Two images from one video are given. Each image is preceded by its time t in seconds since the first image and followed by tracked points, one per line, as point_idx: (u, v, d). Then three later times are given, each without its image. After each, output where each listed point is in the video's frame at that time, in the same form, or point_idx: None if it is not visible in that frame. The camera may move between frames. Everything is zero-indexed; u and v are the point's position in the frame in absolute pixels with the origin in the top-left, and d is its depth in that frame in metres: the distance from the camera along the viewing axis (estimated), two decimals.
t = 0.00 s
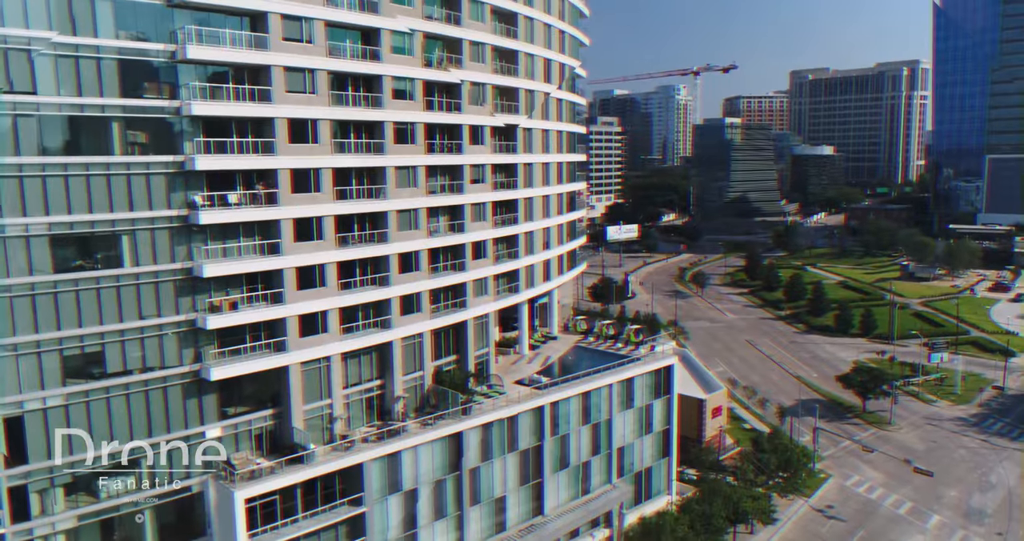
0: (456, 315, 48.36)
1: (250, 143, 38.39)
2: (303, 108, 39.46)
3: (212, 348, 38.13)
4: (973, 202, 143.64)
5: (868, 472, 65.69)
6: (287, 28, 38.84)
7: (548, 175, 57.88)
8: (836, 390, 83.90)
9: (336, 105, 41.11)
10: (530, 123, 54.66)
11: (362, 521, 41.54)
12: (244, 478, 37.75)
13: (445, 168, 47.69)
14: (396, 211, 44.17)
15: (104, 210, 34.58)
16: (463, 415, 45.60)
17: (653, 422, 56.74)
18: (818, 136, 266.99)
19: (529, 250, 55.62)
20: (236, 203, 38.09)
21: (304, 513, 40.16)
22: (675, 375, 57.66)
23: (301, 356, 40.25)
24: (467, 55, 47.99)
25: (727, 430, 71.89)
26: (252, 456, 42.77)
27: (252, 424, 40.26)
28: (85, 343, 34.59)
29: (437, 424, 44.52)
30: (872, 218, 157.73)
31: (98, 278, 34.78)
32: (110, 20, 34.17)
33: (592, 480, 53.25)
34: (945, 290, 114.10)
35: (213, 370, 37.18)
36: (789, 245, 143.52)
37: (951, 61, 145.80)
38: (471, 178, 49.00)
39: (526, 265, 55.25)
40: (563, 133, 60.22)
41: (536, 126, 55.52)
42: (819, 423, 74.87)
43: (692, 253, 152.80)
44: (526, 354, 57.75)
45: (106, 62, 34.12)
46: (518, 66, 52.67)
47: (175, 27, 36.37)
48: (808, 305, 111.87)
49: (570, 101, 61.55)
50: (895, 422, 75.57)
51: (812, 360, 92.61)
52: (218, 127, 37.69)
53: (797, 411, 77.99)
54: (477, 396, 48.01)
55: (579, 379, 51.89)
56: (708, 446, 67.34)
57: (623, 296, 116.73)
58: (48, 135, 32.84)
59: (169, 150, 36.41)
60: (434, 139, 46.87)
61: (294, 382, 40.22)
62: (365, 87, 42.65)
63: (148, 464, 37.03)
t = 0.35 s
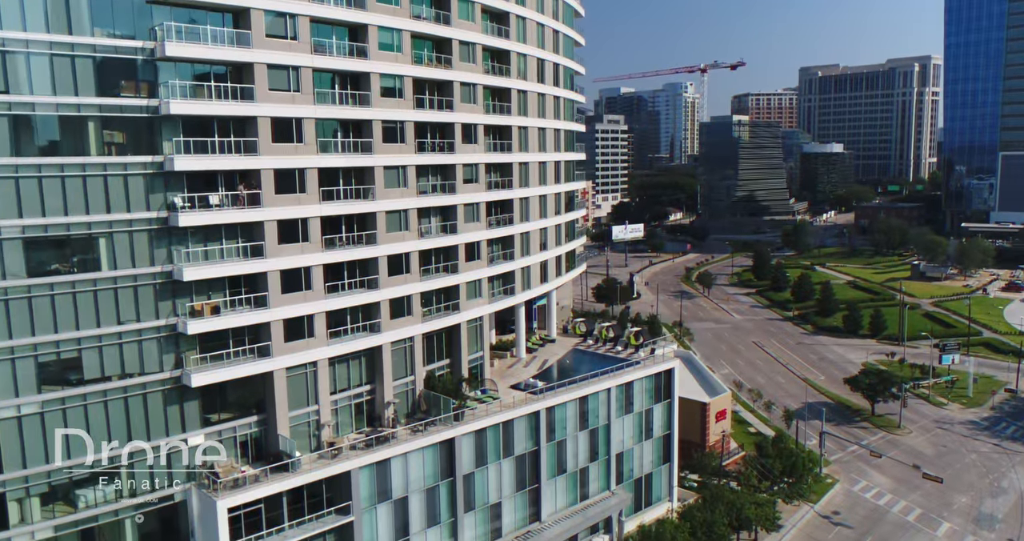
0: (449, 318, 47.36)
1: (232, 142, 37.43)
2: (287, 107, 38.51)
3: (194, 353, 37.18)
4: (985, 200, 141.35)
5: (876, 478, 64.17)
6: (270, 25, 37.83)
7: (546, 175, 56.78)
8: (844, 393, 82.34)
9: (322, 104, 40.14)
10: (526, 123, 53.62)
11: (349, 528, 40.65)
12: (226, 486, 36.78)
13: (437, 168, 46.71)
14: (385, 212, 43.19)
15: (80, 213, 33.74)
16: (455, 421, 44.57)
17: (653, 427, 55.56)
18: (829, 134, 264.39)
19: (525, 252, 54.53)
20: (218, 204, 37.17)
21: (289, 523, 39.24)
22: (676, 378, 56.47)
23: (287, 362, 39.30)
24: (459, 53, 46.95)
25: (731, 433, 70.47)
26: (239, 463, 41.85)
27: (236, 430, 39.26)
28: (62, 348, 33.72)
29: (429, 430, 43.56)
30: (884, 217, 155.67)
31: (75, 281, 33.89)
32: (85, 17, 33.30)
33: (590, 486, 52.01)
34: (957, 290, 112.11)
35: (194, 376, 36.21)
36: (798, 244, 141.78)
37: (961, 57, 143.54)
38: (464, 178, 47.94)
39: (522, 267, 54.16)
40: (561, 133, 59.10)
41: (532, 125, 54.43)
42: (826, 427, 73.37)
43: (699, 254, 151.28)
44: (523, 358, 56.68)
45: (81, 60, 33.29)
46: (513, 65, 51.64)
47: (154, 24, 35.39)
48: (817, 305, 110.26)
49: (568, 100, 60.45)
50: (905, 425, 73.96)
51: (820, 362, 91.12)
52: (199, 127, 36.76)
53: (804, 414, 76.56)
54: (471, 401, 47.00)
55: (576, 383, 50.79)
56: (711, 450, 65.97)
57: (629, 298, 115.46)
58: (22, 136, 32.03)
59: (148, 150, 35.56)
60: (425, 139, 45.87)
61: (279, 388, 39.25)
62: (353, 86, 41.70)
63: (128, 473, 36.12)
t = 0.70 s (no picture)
0: (445, 321, 46.30)
1: (218, 142, 36.48)
2: (275, 106, 37.54)
3: (180, 358, 36.24)
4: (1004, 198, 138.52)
5: (889, 484, 62.41)
6: (256, 21, 36.81)
7: (546, 175, 55.58)
8: (857, 396, 80.53)
9: (311, 102, 39.14)
10: (525, 121, 52.44)
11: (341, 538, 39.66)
12: (213, 495, 35.83)
13: (432, 168, 45.62)
14: (378, 213, 42.17)
15: (61, 215, 32.83)
16: (451, 427, 43.53)
17: (657, 433, 54.27)
18: (843, 132, 261.19)
19: (525, 253, 53.45)
20: (204, 206, 36.17)
21: (278, 532, 38.20)
22: (680, 382, 55.18)
23: (276, 367, 38.31)
24: (454, 50, 45.84)
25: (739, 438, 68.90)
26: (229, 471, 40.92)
27: (224, 437, 38.29)
28: (43, 354, 32.80)
29: (424, 436, 42.53)
30: (899, 216, 152.99)
31: (56, 285, 32.94)
32: (65, 15, 32.38)
33: (591, 493, 50.83)
34: (975, 290, 109.77)
35: (179, 382, 35.27)
36: (812, 243, 139.60)
37: (977, 50, 140.67)
38: (460, 178, 46.95)
39: (522, 269, 52.99)
40: (563, 131, 57.86)
41: (531, 123, 53.23)
42: (838, 432, 71.65)
43: (711, 253, 149.42)
44: (524, 362, 55.49)
45: (61, 59, 32.36)
46: (511, 62, 50.49)
47: (136, 21, 34.30)
48: (830, 306, 108.26)
49: (570, 98, 59.20)
50: (919, 430, 72.20)
51: (832, 365, 89.31)
52: (184, 126, 35.82)
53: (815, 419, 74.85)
54: (468, 407, 45.92)
55: (576, 388, 49.61)
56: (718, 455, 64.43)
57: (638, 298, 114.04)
58: None
59: (131, 150, 34.57)
60: (420, 138, 44.81)
61: (269, 394, 38.28)
62: (344, 85, 40.68)
63: (113, 481, 35.24)
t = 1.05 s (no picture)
0: (445, 325, 45.18)
1: (207, 142, 35.55)
2: (266, 104, 36.58)
3: (168, 364, 35.30)
4: None
5: (908, 493, 60.34)
6: (246, 18, 35.85)
7: (551, 175, 54.33)
8: (875, 401, 78.38)
9: (303, 100, 38.14)
10: (529, 119, 51.23)
11: None
12: (201, 503, 34.90)
13: (431, 167, 44.54)
14: (374, 214, 41.10)
15: (44, 217, 31.97)
16: (449, 434, 42.43)
17: (665, 439, 52.88)
18: (865, 129, 257.04)
19: (530, 255, 52.26)
20: (192, 208, 35.28)
21: None
22: (689, 387, 53.75)
23: (267, 373, 37.31)
24: (454, 46, 44.74)
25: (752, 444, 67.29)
26: (220, 478, 40.03)
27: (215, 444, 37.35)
28: (26, 360, 31.79)
29: (421, 443, 41.46)
30: (922, 215, 149.83)
31: (40, 289, 32.03)
32: (47, 12, 31.54)
33: (595, 501, 49.47)
34: (1001, 290, 106.81)
35: (167, 388, 34.34)
36: (831, 243, 137.03)
37: (1001, 44, 137.29)
38: (460, 177, 45.85)
39: (526, 271, 51.78)
40: (569, 129, 56.58)
41: (535, 121, 51.99)
42: (856, 438, 69.65)
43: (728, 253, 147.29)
44: (528, 366, 54.28)
45: (44, 57, 31.50)
46: (514, 58, 49.35)
47: (121, 18, 33.39)
48: (849, 307, 105.93)
49: (576, 95, 57.93)
50: (941, 436, 70.05)
51: (851, 368, 87.13)
52: (171, 126, 34.89)
53: (832, 424, 72.90)
54: (468, 413, 44.85)
55: (580, 394, 48.34)
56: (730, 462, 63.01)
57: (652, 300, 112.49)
58: None
59: (117, 151, 33.71)
60: (418, 136, 43.72)
61: (260, 400, 37.31)
62: (338, 83, 39.67)
63: (100, 488, 34.37)
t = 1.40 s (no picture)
0: (446, 329, 44.14)
1: (196, 142, 34.72)
2: (257, 103, 35.68)
3: (158, 369, 34.50)
4: None
5: (929, 501, 58.27)
6: (237, 15, 34.96)
7: (558, 174, 53.06)
8: (897, 405, 76.15)
9: (296, 98, 37.20)
10: (533, 117, 50.00)
11: None
12: (191, 512, 34.08)
13: (431, 167, 43.49)
14: (370, 215, 40.12)
15: (29, 219, 31.26)
16: (448, 440, 41.36)
17: (674, 446, 51.46)
18: (890, 125, 252.11)
19: (535, 256, 51.08)
20: (182, 209, 34.52)
21: None
22: (699, 392, 52.26)
23: (259, 378, 36.45)
24: (454, 42, 43.63)
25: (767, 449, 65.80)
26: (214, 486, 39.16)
27: (206, 451, 36.50)
28: (11, 365, 31.20)
29: (419, 450, 40.44)
30: (948, 213, 146.25)
31: (24, 293, 31.35)
32: (31, 10, 30.78)
33: (601, 510, 48.18)
34: None
35: (155, 394, 33.54)
36: (854, 242, 134.19)
37: None
38: (461, 177, 44.74)
39: (530, 273, 50.60)
40: (576, 127, 55.25)
41: (540, 119, 50.75)
42: (875, 444, 67.59)
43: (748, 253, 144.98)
44: (534, 370, 53.12)
45: (28, 56, 30.78)
46: (518, 55, 48.18)
47: (108, 16, 32.63)
48: (871, 309, 103.40)
49: (584, 92, 56.61)
50: (964, 442, 67.78)
51: (872, 371, 84.89)
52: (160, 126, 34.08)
53: (851, 430, 70.88)
54: (469, 419, 43.79)
55: (586, 399, 47.09)
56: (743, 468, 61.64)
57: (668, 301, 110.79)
58: None
59: (105, 151, 32.96)
60: (418, 135, 42.66)
61: (252, 406, 36.45)
62: (333, 81, 38.70)
63: (88, 495, 33.67)
